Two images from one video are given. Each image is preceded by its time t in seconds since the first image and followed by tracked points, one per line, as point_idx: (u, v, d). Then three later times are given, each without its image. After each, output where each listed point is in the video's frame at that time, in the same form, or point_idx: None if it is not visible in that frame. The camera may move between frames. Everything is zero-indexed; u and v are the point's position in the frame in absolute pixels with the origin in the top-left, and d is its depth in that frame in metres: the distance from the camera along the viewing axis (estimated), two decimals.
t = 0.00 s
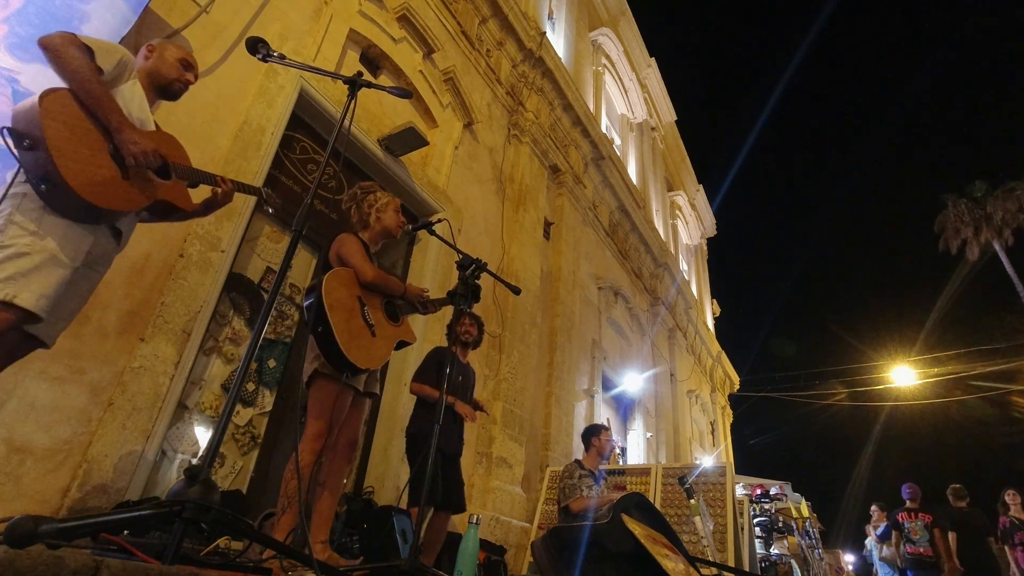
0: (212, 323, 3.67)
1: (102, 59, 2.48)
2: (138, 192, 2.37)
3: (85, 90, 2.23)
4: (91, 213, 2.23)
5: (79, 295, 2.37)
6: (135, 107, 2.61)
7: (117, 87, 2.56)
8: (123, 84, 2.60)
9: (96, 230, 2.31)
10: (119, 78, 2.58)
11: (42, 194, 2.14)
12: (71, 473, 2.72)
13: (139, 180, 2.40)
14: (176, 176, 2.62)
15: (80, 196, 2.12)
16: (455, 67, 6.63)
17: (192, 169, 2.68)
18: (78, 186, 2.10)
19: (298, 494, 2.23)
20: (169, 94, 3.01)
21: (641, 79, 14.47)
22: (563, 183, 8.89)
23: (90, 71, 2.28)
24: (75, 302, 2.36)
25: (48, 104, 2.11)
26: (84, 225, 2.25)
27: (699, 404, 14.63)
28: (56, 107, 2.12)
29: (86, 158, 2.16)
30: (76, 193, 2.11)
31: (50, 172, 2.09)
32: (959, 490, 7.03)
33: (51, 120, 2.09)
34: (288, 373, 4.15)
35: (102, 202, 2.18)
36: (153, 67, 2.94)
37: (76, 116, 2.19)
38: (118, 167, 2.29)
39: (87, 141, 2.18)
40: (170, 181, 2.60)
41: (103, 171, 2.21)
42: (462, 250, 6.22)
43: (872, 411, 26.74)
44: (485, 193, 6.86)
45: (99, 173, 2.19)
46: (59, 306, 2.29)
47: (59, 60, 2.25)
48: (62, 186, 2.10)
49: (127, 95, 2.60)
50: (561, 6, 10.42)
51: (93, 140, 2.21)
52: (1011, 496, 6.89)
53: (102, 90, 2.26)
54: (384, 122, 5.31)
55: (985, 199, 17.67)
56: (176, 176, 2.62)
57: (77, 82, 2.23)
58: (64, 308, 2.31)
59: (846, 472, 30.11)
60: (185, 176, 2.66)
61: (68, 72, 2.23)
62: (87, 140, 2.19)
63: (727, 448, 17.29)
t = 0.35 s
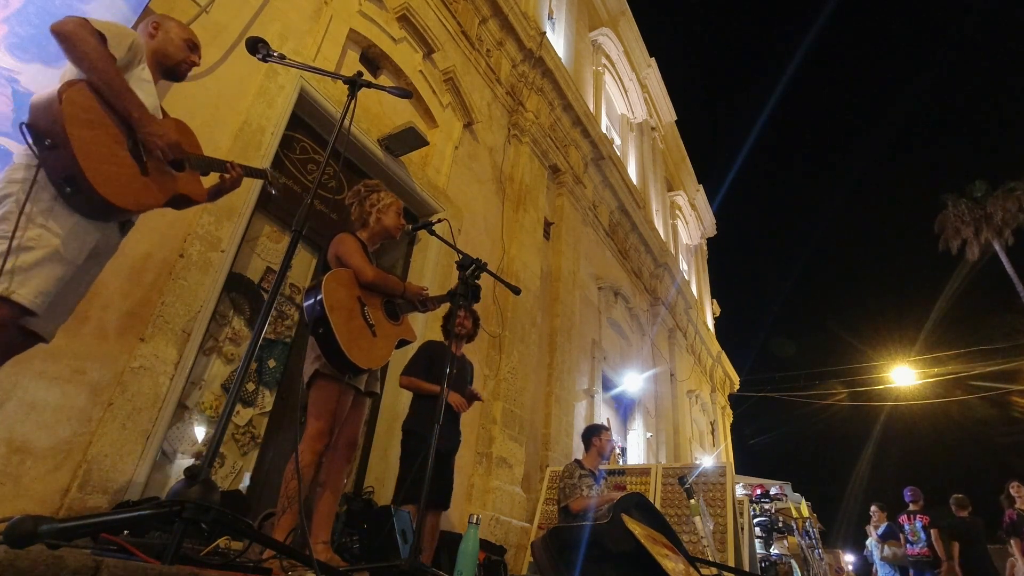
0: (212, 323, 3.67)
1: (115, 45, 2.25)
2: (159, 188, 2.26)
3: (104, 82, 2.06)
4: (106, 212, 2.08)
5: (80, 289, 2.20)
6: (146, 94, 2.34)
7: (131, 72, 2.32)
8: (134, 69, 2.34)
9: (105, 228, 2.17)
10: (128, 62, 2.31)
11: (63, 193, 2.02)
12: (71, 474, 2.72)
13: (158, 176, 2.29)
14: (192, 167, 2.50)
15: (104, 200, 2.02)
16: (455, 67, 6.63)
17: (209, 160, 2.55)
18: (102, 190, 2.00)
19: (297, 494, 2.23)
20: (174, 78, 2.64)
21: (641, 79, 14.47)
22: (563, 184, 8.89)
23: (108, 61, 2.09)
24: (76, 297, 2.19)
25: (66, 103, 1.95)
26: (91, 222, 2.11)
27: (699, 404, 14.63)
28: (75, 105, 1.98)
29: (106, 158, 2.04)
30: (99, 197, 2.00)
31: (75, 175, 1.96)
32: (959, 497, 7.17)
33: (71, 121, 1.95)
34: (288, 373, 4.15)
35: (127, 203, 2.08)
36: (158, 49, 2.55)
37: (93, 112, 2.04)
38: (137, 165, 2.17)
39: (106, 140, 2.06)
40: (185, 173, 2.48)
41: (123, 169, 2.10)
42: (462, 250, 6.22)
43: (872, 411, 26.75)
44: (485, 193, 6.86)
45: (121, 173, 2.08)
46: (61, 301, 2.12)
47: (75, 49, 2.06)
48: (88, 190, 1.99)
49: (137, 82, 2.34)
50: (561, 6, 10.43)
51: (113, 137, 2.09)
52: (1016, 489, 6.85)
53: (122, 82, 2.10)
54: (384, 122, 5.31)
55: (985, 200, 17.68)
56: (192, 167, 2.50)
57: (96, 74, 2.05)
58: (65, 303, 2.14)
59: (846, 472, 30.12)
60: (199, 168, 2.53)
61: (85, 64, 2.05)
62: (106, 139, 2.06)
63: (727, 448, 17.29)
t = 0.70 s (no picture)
0: (212, 323, 3.67)
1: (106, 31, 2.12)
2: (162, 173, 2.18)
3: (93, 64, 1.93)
4: (109, 203, 1.99)
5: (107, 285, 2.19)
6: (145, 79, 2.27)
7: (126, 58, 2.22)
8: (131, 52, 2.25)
9: (109, 221, 2.09)
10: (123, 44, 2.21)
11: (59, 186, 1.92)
12: (71, 473, 2.72)
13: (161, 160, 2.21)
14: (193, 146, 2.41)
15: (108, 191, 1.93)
16: (455, 67, 6.63)
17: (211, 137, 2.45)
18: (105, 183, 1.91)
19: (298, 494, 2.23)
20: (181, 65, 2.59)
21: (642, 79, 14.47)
22: (563, 184, 8.89)
23: (94, 41, 1.95)
24: (104, 291, 2.18)
25: (55, 93, 1.82)
26: (97, 216, 2.04)
27: (699, 404, 14.63)
28: (65, 93, 1.86)
29: (103, 146, 1.94)
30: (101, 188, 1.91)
31: (71, 167, 1.86)
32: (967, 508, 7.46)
33: (64, 111, 1.84)
34: (287, 373, 4.15)
35: (131, 192, 1.99)
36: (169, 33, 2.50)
37: (85, 99, 1.93)
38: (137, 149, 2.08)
39: (103, 129, 1.95)
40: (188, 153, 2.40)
41: (122, 156, 2.00)
42: (462, 250, 6.22)
43: (873, 411, 26.76)
44: (485, 193, 6.86)
45: (121, 162, 1.99)
46: (86, 299, 2.11)
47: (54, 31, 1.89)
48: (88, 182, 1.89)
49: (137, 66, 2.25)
50: (561, 6, 10.42)
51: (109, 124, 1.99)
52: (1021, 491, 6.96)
53: (113, 62, 1.97)
54: (384, 122, 5.31)
55: (985, 199, 17.68)
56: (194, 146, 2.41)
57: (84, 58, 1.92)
58: (92, 299, 2.13)
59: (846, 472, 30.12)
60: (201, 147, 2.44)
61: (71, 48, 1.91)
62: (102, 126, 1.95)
63: (727, 448, 17.29)
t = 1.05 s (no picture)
0: (212, 323, 3.67)
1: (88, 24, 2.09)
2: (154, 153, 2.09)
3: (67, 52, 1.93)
4: (93, 189, 1.94)
5: (134, 275, 2.21)
6: (144, 70, 2.26)
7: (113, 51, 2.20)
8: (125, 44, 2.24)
9: (104, 211, 2.08)
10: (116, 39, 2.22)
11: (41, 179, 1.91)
12: (71, 474, 2.72)
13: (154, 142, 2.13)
14: (195, 130, 2.32)
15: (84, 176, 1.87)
16: (455, 67, 6.63)
17: (211, 119, 2.35)
18: (75, 166, 1.83)
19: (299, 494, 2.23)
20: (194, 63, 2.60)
21: (642, 80, 14.47)
22: (563, 184, 8.89)
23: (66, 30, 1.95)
24: (133, 281, 2.19)
25: (19, 83, 1.81)
26: (91, 207, 2.03)
27: (699, 405, 14.63)
28: (35, 80, 1.85)
29: (81, 131, 1.89)
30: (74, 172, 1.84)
31: (40, 154, 1.82)
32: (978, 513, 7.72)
33: (29, 97, 1.81)
34: (288, 373, 4.15)
35: (108, 173, 1.91)
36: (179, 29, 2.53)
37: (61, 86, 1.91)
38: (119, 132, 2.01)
39: (78, 114, 1.90)
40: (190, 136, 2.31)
41: (102, 139, 1.94)
42: (462, 250, 6.22)
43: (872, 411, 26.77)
44: (485, 192, 6.86)
45: (99, 144, 1.92)
46: (114, 290, 2.13)
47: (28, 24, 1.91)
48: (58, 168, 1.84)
49: (139, 58, 2.27)
50: (561, 6, 10.43)
51: (85, 108, 1.93)
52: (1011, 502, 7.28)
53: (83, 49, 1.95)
54: (384, 122, 5.30)
55: (985, 199, 17.69)
56: (196, 130, 2.32)
57: (57, 48, 1.93)
58: (122, 290, 2.15)
59: (846, 472, 30.12)
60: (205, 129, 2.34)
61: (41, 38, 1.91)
62: (79, 110, 1.92)
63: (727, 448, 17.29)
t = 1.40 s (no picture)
0: (212, 323, 3.67)
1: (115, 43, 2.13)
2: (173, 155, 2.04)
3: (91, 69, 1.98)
4: (115, 194, 1.93)
5: (167, 286, 2.13)
6: (174, 86, 2.27)
7: (143, 71, 2.24)
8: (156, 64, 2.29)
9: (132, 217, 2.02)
10: (147, 61, 2.27)
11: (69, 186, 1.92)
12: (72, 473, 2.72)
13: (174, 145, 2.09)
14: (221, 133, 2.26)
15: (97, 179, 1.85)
16: (455, 67, 6.63)
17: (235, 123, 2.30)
18: (87, 168, 1.82)
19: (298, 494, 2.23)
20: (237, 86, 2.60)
21: (642, 80, 14.47)
22: (563, 184, 8.89)
23: (90, 46, 1.99)
24: (167, 293, 2.12)
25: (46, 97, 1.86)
26: (117, 212, 1.99)
27: (699, 404, 14.64)
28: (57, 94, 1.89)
29: (99, 139, 1.89)
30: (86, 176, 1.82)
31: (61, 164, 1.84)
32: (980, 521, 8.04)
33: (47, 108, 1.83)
34: (288, 373, 4.16)
35: (122, 176, 1.89)
36: (219, 57, 2.55)
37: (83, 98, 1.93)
38: (136, 137, 1.99)
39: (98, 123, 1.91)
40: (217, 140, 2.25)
41: (119, 145, 1.93)
42: (462, 250, 6.23)
43: (872, 411, 26.78)
44: (485, 193, 6.86)
45: (116, 150, 1.91)
46: (146, 299, 2.06)
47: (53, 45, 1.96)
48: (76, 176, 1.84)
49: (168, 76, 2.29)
50: (561, 6, 10.43)
51: (106, 119, 1.94)
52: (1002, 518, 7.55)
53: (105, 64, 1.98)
54: (384, 122, 5.31)
55: (985, 199, 17.70)
56: (222, 133, 2.27)
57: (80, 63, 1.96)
58: (153, 300, 2.07)
59: (845, 472, 30.13)
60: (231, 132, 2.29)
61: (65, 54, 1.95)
62: (99, 120, 1.92)
63: (727, 448, 17.30)
